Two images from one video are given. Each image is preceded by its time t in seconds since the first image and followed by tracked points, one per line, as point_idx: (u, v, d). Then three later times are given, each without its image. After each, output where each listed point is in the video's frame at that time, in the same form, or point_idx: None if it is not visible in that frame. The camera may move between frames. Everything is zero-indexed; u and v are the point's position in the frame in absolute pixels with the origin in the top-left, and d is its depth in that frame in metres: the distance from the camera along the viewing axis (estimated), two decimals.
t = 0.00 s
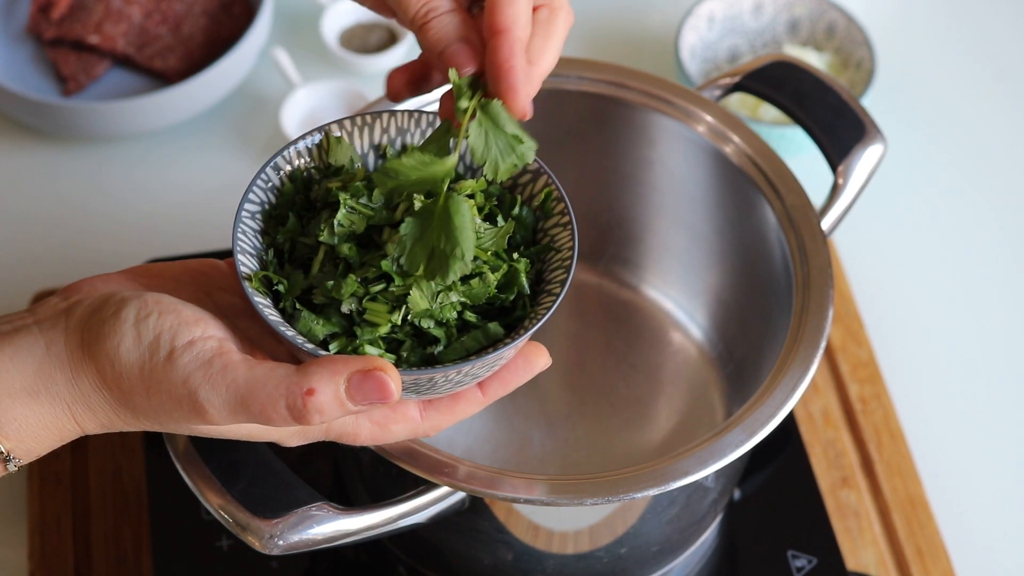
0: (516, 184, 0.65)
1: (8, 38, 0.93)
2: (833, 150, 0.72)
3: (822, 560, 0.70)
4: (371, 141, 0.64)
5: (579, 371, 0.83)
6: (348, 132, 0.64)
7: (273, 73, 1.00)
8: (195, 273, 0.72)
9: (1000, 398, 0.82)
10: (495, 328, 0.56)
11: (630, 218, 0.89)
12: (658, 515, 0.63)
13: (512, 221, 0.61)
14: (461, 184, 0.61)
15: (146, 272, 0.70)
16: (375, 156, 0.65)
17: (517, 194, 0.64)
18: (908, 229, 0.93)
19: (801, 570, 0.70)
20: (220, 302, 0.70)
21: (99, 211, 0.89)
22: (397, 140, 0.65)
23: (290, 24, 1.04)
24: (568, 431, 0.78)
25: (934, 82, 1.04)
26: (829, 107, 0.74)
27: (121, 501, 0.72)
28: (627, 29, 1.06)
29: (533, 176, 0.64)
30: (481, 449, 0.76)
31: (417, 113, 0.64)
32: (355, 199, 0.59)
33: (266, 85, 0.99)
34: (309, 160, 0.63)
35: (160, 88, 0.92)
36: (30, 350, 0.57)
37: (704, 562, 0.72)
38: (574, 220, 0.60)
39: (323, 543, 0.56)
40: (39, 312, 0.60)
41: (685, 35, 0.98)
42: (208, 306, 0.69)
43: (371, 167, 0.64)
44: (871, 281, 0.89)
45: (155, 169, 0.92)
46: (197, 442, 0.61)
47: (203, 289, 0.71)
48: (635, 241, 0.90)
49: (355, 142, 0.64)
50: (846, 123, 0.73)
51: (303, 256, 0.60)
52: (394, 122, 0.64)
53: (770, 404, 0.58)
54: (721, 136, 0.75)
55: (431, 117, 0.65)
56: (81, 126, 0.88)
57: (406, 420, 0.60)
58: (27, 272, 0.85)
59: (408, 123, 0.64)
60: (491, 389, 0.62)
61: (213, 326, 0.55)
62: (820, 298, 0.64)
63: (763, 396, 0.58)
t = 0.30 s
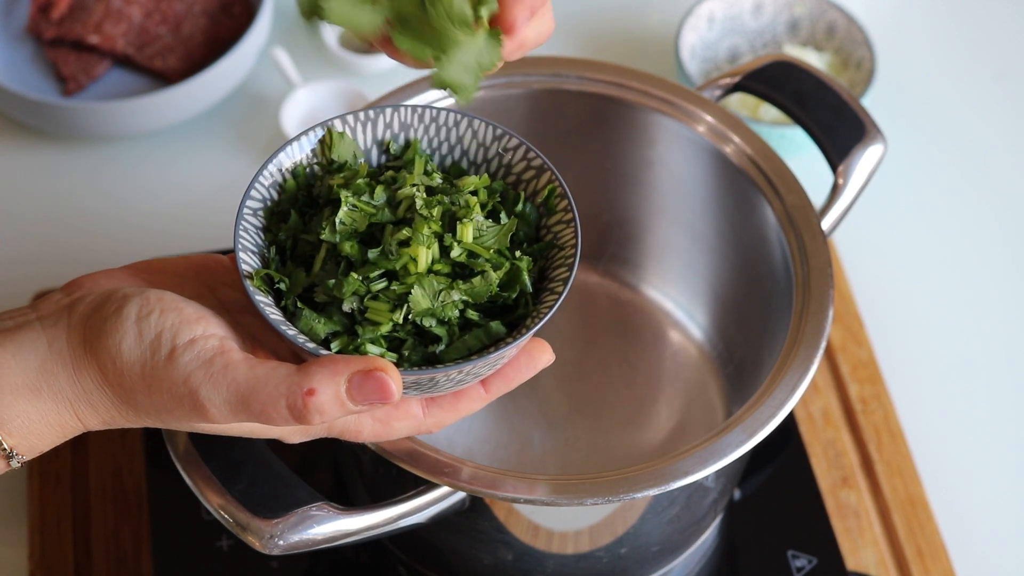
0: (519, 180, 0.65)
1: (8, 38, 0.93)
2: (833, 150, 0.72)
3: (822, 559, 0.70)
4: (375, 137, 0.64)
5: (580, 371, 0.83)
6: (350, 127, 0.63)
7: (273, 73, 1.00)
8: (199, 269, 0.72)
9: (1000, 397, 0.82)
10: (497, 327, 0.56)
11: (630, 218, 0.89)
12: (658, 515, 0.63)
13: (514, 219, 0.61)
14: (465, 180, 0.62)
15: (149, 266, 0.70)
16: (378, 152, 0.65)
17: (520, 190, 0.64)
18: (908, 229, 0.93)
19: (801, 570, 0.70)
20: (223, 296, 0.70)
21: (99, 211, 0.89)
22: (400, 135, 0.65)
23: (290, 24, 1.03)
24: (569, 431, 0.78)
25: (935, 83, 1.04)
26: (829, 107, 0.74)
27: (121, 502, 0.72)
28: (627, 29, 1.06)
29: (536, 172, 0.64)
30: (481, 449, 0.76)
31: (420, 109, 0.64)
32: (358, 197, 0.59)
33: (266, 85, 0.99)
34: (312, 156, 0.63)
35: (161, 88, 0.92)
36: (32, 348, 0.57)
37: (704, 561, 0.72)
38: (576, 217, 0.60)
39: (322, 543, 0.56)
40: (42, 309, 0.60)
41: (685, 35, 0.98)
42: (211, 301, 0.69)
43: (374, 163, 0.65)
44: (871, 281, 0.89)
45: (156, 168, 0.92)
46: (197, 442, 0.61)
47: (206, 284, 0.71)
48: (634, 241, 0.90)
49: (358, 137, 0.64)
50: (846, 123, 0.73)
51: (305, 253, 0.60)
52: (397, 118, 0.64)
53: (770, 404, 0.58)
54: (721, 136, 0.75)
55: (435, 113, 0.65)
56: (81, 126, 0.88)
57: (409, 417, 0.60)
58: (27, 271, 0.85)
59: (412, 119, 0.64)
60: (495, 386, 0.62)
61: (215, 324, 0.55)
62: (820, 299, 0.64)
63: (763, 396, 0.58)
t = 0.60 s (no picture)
0: (516, 174, 0.65)
1: (8, 38, 0.93)
2: (833, 150, 0.72)
3: (822, 560, 0.70)
4: (370, 132, 0.64)
5: (579, 371, 0.83)
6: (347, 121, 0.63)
7: (272, 72, 1.00)
8: (198, 263, 0.71)
9: (999, 397, 0.82)
10: (495, 322, 0.56)
11: (631, 218, 0.89)
12: (658, 515, 0.63)
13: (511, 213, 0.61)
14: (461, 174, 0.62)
15: (148, 262, 0.70)
16: (375, 146, 0.65)
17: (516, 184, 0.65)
18: (908, 228, 0.93)
19: (801, 570, 0.70)
20: (223, 293, 0.70)
21: (99, 211, 0.89)
22: (397, 130, 0.65)
23: (290, 24, 1.04)
24: (568, 431, 0.78)
25: (934, 82, 1.04)
26: (829, 107, 0.74)
27: (120, 502, 0.72)
28: (627, 29, 1.06)
29: (532, 166, 0.64)
30: (481, 449, 0.76)
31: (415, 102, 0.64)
32: (356, 192, 0.59)
33: (266, 84, 0.99)
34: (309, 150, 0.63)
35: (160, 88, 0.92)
36: (31, 342, 0.56)
37: (704, 562, 0.72)
38: (573, 211, 0.60)
39: (323, 543, 0.56)
40: (40, 303, 0.59)
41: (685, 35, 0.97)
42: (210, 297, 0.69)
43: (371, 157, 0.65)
44: (871, 281, 0.89)
45: (155, 168, 0.92)
46: (197, 435, 0.61)
47: (204, 279, 0.71)
48: (634, 241, 0.90)
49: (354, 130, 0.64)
50: (846, 123, 0.73)
51: (304, 248, 0.60)
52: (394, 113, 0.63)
53: (770, 404, 0.58)
54: (721, 136, 0.75)
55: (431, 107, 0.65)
56: (81, 126, 0.88)
57: (407, 409, 0.61)
58: (27, 271, 0.85)
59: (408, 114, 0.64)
60: (491, 377, 0.62)
61: (215, 318, 0.55)
62: (820, 299, 0.64)
63: (763, 397, 0.58)
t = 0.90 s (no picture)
0: (514, 175, 0.65)
1: (8, 39, 0.91)
2: (833, 150, 0.73)
3: (822, 559, 0.70)
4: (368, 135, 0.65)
5: (578, 371, 0.83)
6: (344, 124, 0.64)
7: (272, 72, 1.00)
8: (195, 262, 0.71)
9: (999, 397, 0.82)
10: (492, 321, 0.56)
11: (631, 218, 0.89)
12: (658, 515, 0.63)
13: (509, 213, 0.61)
14: (459, 174, 0.62)
15: (146, 261, 0.69)
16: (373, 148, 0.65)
17: (514, 184, 0.65)
18: (909, 228, 0.93)
19: (801, 570, 0.70)
20: (222, 292, 0.70)
21: (99, 211, 0.89)
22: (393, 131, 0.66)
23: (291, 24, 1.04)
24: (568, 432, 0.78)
25: (935, 83, 1.04)
26: (829, 107, 0.74)
27: (120, 501, 0.72)
28: (627, 29, 1.06)
29: (530, 166, 0.64)
30: (481, 449, 0.76)
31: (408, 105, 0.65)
32: (352, 192, 0.59)
33: (266, 84, 0.99)
34: (306, 151, 0.63)
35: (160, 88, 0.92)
36: (28, 341, 0.56)
37: (704, 562, 0.72)
38: (570, 211, 0.60)
39: (323, 543, 0.56)
40: (37, 301, 0.59)
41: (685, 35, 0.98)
42: (208, 297, 0.69)
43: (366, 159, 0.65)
44: (871, 281, 0.89)
45: (155, 168, 0.93)
46: (196, 436, 0.61)
47: (203, 279, 0.71)
48: (634, 241, 0.90)
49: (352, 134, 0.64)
50: (846, 123, 0.73)
51: (301, 248, 0.60)
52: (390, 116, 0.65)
53: (770, 404, 0.58)
54: (721, 135, 0.75)
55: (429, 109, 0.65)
56: (81, 125, 0.88)
57: (404, 410, 0.61)
58: (27, 271, 0.85)
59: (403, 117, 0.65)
60: (489, 377, 0.61)
61: (211, 319, 0.55)
62: (820, 298, 0.64)
63: (763, 397, 0.58)
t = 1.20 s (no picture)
0: (517, 176, 0.65)
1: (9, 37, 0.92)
2: (833, 150, 0.73)
3: (822, 559, 0.70)
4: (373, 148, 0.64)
5: (577, 371, 0.83)
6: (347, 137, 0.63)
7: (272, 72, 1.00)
8: (200, 262, 0.72)
9: (999, 397, 0.82)
10: (494, 322, 0.56)
11: (631, 218, 0.89)
12: (658, 515, 0.63)
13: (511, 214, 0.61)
14: (461, 176, 0.62)
15: (148, 261, 0.69)
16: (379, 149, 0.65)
17: (516, 186, 0.65)
18: (909, 228, 0.93)
19: (801, 569, 0.70)
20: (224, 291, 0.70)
21: (99, 210, 0.89)
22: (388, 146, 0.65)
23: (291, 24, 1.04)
24: (568, 432, 0.78)
25: (935, 82, 1.04)
26: (829, 107, 0.74)
27: (120, 501, 0.71)
28: (627, 29, 1.06)
29: (532, 168, 0.64)
30: (481, 449, 0.76)
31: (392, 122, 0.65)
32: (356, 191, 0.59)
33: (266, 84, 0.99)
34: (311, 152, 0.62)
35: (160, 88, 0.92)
36: (33, 340, 0.56)
37: (704, 561, 0.72)
38: (572, 213, 0.60)
39: (323, 543, 0.56)
40: (42, 300, 0.58)
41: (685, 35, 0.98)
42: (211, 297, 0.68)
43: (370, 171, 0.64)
44: (871, 281, 0.89)
45: (155, 168, 0.92)
46: (197, 436, 0.61)
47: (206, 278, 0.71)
48: (635, 241, 0.90)
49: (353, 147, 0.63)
50: (846, 123, 0.73)
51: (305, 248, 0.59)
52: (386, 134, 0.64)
53: (770, 404, 0.58)
54: (721, 136, 0.75)
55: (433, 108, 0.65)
56: (82, 125, 0.88)
57: (406, 410, 0.61)
58: (28, 271, 0.85)
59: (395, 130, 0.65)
60: (490, 377, 0.62)
61: (214, 317, 0.55)
62: (820, 298, 0.64)
63: (763, 397, 0.58)
